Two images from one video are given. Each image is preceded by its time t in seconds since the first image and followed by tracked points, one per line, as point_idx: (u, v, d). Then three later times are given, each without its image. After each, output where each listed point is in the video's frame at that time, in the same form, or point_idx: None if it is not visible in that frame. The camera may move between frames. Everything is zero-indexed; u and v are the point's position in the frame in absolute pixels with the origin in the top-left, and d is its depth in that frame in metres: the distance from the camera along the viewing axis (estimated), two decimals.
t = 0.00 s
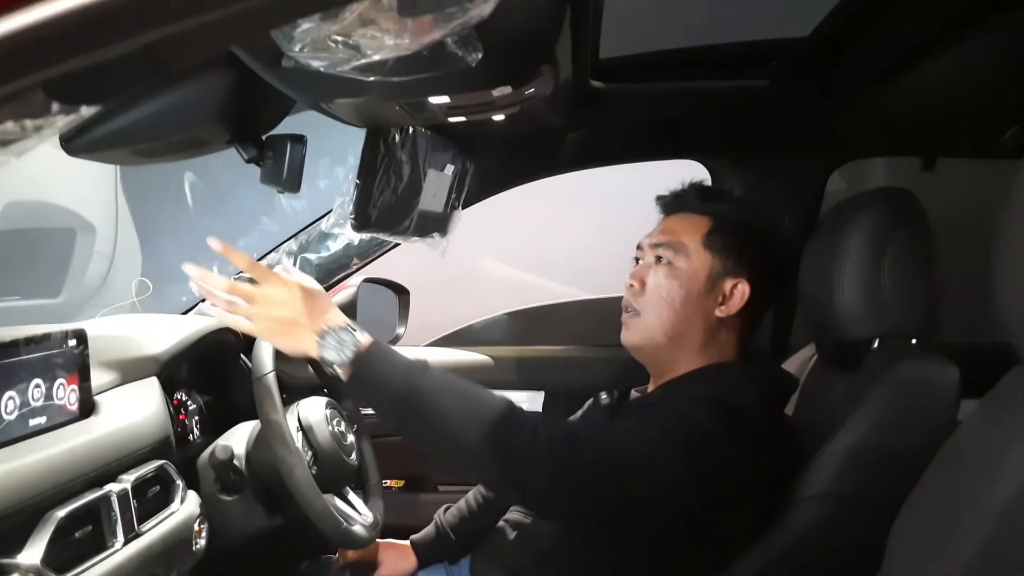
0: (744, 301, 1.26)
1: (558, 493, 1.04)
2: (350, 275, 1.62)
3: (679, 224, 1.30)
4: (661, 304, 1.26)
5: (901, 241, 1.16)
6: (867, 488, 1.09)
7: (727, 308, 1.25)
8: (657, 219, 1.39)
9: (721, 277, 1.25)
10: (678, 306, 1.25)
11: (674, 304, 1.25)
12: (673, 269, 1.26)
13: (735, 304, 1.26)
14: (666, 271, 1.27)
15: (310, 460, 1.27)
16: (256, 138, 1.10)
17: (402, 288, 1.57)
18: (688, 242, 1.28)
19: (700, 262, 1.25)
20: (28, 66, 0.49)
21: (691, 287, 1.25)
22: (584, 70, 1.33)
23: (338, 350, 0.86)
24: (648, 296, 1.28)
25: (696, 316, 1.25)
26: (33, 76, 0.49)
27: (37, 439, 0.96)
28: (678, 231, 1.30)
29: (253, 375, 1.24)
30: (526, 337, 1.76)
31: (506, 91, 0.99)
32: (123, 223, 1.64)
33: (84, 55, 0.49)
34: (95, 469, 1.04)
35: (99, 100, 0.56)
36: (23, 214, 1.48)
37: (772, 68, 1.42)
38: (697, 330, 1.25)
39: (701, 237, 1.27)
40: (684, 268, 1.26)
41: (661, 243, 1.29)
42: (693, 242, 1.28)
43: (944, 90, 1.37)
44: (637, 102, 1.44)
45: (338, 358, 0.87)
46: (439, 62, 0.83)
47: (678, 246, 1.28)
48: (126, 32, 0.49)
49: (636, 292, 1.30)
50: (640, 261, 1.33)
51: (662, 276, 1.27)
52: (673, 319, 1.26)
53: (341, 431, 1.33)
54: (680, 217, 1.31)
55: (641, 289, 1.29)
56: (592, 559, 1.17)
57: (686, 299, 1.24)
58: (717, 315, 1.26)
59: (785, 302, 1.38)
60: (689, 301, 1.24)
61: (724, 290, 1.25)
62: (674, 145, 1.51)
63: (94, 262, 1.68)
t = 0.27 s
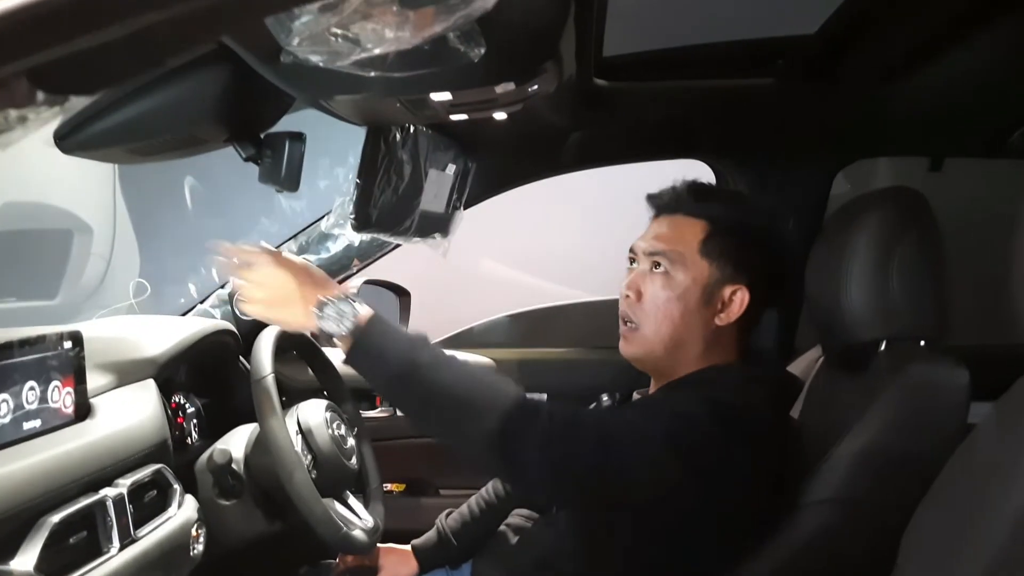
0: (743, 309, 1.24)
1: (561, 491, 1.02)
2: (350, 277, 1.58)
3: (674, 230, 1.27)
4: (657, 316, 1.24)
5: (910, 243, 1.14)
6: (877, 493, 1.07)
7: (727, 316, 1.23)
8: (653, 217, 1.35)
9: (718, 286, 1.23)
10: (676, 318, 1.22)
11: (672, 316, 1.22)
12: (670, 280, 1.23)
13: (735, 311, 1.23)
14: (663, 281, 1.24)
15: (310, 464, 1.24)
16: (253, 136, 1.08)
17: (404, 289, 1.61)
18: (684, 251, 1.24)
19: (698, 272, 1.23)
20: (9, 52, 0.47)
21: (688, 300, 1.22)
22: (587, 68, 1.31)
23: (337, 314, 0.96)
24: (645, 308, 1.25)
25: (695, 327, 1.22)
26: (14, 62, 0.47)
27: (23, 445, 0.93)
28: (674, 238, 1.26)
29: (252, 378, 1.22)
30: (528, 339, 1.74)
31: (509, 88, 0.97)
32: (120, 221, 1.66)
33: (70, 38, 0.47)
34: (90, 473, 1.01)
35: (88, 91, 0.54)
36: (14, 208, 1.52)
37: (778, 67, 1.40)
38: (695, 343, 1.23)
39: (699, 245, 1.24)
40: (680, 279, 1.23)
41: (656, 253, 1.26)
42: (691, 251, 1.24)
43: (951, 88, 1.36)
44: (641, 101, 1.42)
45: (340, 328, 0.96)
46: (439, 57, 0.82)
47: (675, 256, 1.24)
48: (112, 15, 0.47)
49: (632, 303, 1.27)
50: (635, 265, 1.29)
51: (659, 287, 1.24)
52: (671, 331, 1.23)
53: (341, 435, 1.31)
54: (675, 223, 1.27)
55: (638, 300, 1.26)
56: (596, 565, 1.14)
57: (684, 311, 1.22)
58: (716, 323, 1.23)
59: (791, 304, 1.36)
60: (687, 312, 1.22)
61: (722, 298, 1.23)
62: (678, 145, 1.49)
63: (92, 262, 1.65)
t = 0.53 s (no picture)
0: (752, 318, 1.22)
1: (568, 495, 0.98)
2: (349, 278, 1.57)
3: (685, 235, 1.23)
4: (665, 322, 1.21)
5: (912, 243, 1.13)
6: (881, 496, 1.06)
7: (735, 324, 1.22)
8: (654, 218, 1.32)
9: (727, 294, 1.21)
10: (684, 326, 1.21)
11: (679, 323, 1.20)
12: (680, 287, 1.20)
13: (743, 320, 1.22)
14: (672, 288, 1.21)
15: (307, 466, 1.23)
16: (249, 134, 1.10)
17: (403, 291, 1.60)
18: (694, 258, 1.21)
19: (708, 280, 1.21)
20: None
21: (697, 308, 1.20)
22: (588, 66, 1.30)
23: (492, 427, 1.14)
24: (652, 313, 1.22)
25: (701, 335, 1.21)
26: None
27: (19, 447, 0.91)
28: (685, 244, 1.23)
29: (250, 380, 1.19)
30: (527, 340, 1.72)
31: (508, 85, 0.95)
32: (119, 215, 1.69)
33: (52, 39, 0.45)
34: (84, 476, 0.98)
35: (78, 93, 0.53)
36: (12, 207, 1.57)
37: (779, 66, 1.39)
38: (702, 350, 1.22)
39: (710, 252, 1.22)
40: (689, 287, 1.20)
41: (666, 257, 1.22)
42: (702, 258, 1.22)
43: (954, 86, 1.35)
44: (639, 101, 1.42)
45: (483, 432, 1.14)
46: (437, 53, 0.81)
47: (688, 263, 1.21)
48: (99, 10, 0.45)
49: (637, 307, 1.24)
50: (639, 266, 1.26)
51: (668, 293, 1.21)
52: (678, 337, 1.21)
53: (339, 436, 1.29)
54: (686, 227, 1.24)
55: (644, 304, 1.23)
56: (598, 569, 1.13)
57: (691, 320, 1.20)
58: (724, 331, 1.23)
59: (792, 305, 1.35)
60: (694, 320, 1.20)
61: (731, 307, 1.21)
62: (679, 144, 1.48)
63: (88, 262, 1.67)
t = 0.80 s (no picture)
0: (761, 341, 1.12)
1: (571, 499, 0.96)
2: (347, 277, 1.56)
3: (702, 244, 1.15)
4: (670, 334, 1.14)
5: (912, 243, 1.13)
6: (881, 497, 1.05)
7: (743, 345, 1.12)
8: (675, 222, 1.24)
9: (739, 314, 1.12)
10: (690, 341, 1.13)
11: (683, 340, 1.13)
12: (689, 300, 1.13)
13: (753, 342, 1.12)
14: (681, 300, 1.13)
15: (304, 467, 1.22)
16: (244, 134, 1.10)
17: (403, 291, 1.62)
18: (709, 272, 1.13)
19: (721, 296, 1.12)
20: None
21: (705, 325, 1.12)
22: (587, 65, 1.30)
23: (521, 495, 1.13)
24: (658, 324, 1.15)
25: (706, 354, 1.13)
26: None
27: (17, 446, 0.91)
28: (701, 254, 1.14)
29: (247, 380, 1.18)
30: (526, 341, 1.72)
31: (505, 85, 0.96)
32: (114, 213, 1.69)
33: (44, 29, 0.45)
34: (79, 477, 0.96)
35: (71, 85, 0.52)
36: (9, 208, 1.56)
37: (777, 66, 1.39)
38: (708, 367, 1.14)
39: (726, 267, 1.12)
40: (699, 302, 1.12)
41: (681, 267, 1.15)
42: (717, 272, 1.13)
43: (952, 86, 1.34)
44: (638, 100, 1.42)
45: (507, 498, 1.13)
46: (433, 51, 0.81)
47: (701, 275, 1.13)
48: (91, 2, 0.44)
49: (644, 315, 1.17)
50: (655, 271, 1.19)
51: (677, 305, 1.14)
52: (681, 353, 1.14)
53: (337, 437, 1.29)
54: (706, 236, 1.15)
55: (652, 312, 1.17)
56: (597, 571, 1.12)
57: (696, 337, 1.12)
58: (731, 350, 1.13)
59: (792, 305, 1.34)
60: (701, 337, 1.12)
61: (740, 328, 1.12)
62: (679, 144, 1.48)
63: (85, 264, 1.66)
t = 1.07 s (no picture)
0: (759, 349, 1.12)
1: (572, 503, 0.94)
2: (343, 278, 1.55)
3: (705, 247, 1.14)
4: (667, 337, 1.13)
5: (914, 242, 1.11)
6: (883, 499, 1.04)
7: (739, 352, 1.12)
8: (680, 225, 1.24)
9: (738, 321, 1.11)
10: (686, 345, 1.11)
11: (681, 343, 1.11)
12: (689, 304, 1.11)
13: (750, 349, 1.12)
14: (681, 303, 1.12)
15: (299, 469, 1.21)
16: (238, 131, 1.08)
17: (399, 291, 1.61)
18: (712, 276, 1.11)
19: (720, 302, 1.11)
20: None
21: (703, 330, 1.10)
22: (585, 64, 1.29)
23: (511, 493, 1.13)
24: (656, 325, 1.14)
25: (703, 359, 1.12)
26: None
27: (11, 447, 0.88)
28: (704, 257, 1.13)
29: (241, 381, 1.16)
30: (524, 341, 1.70)
31: (501, 82, 0.94)
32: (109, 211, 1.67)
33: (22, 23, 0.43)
34: (73, 478, 0.94)
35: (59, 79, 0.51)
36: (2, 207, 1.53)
37: (778, 63, 1.38)
38: (703, 372, 1.13)
39: (728, 273, 1.11)
40: (700, 306, 1.11)
41: (683, 269, 1.13)
42: (719, 277, 1.11)
43: (953, 84, 1.34)
44: (636, 98, 1.41)
45: (498, 496, 1.13)
46: (429, 48, 0.80)
47: (702, 279, 1.11)
48: None
49: (642, 315, 1.16)
50: (656, 272, 1.18)
51: (676, 307, 1.12)
52: (678, 357, 1.12)
53: (332, 439, 1.27)
54: (710, 240, 1.14)
55: (650, 313, 1.15)
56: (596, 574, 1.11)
57: (694, 341, 1.11)
58: (727, 357, 1.13)
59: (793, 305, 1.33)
60: (698, 342, 1.11)
61: (739, 334, 1.11)
62: (678, 142, 1.47)
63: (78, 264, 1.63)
